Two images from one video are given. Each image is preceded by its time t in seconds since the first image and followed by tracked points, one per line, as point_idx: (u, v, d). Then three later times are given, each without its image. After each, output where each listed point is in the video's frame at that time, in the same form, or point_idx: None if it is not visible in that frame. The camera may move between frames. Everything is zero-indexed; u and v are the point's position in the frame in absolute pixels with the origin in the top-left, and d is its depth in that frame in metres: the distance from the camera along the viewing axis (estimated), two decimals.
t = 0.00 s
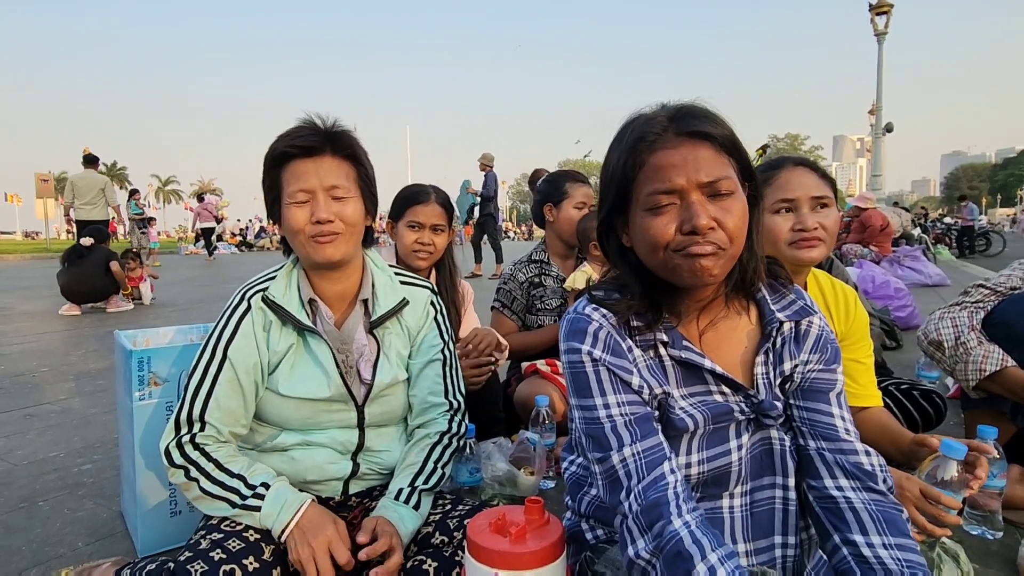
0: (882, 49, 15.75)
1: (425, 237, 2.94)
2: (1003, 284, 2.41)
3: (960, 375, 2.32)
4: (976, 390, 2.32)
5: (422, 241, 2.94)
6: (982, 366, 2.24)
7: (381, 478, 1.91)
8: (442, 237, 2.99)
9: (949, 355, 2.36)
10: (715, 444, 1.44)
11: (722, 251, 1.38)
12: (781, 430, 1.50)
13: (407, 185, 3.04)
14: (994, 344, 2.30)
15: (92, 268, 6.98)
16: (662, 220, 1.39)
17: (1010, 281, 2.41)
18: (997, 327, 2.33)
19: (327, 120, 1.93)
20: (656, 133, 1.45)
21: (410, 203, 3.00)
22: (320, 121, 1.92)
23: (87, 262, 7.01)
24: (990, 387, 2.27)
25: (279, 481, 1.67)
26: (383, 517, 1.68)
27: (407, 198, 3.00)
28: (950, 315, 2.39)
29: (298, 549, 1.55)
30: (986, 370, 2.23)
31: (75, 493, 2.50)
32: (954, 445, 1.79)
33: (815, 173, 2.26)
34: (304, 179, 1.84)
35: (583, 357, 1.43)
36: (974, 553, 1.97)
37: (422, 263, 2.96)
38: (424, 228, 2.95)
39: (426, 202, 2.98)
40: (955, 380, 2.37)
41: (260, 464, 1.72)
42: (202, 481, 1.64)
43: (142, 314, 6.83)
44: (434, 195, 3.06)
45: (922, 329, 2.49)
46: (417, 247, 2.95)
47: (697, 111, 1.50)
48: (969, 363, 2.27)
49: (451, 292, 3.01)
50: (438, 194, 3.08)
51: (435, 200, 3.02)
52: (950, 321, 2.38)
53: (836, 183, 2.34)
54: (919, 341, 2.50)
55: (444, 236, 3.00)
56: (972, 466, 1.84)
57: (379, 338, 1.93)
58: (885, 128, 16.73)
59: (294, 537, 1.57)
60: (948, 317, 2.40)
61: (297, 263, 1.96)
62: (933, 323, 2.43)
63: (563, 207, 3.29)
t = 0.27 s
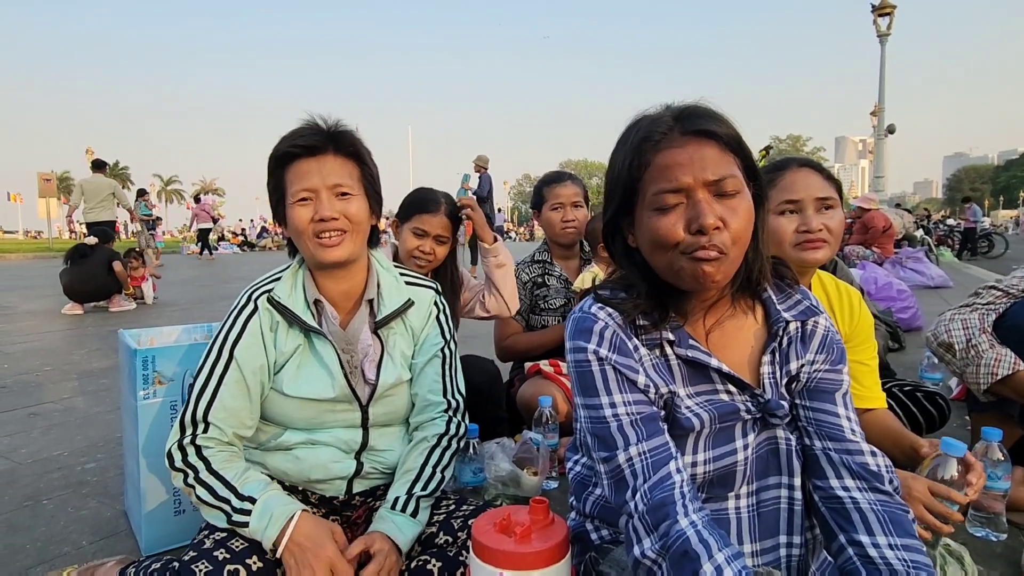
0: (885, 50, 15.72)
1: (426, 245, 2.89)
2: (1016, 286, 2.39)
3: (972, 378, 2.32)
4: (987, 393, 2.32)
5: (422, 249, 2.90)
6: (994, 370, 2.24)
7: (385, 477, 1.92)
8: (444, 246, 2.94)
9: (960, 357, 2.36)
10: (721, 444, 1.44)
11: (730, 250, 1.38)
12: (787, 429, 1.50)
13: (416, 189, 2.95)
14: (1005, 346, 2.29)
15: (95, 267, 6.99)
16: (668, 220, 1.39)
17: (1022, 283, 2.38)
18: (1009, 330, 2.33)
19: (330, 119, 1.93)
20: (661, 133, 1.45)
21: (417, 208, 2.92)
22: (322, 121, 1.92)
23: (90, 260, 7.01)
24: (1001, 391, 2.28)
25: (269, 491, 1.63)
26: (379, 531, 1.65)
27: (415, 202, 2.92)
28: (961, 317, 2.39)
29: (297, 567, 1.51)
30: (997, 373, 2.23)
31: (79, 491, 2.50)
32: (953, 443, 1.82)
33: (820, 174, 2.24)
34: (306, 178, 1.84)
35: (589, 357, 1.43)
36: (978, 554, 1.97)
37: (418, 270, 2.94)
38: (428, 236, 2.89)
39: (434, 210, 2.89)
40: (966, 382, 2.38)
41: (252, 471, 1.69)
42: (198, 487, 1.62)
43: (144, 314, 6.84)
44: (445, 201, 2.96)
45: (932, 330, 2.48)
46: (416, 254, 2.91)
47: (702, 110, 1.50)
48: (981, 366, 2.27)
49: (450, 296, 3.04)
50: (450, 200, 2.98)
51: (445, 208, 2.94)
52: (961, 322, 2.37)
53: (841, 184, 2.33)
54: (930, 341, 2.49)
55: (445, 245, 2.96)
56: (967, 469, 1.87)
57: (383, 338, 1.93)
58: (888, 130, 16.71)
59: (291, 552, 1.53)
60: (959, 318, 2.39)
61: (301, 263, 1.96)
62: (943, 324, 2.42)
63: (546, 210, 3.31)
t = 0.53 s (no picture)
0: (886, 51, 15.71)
1: (423, 245, 2.89)
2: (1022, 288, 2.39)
3: (978, 381, 2.33)
4: (993, 396, 2.33)
5: (419, 249, 2.90)
6: (1001, 372, 2.24)
7: (388, 477, 1.92)
8: (440, 246, 2.94)
9: (966, 360, 2.36)
10: (725, 444, 1.44)
11: (736, 249, 1.37)
12: (790, 430, 1.51)
13: (415, 190, 2.94)
14: (1011, 349, 2.29)
15: (97, 265, 7.01)
16: (672, 221, 1.39)
17: None
18: (1014, 333, 2.34)
19: (332, 121, 1.94)
20: (665, 134, 1.46)
21: (415, 209, 2.92)
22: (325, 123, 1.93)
23: (92, 260, 7.03)
24: (1007, 393, 2.29)
25: (275, 496, 1.60)
26: (380, 535, 1.65)
27: (413, 202, 2.90)
28: (967, 319, 2.38)
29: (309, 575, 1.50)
30: (1004, 376, 2.24)
31: (82, 490, 2.51)
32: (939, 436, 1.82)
33: (802, 178, 2.30)
34: (308, 179, 1.85)
35: (593, 357, 1.43)
36: (980, 556, 1.97)
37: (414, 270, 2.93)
38: (425, 236, 2.89)
39: (430, 210, 2.89)
40: (971, 385, 2.38)
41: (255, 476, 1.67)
42: (198, 491, 1.61)
43: (146, 313, 6.85)
44: (443, 202, 2.95)
45: (937, 332, 2.47)
46: (412, 253, 2.91)
47: (706, 113, 1.51)
48: (987, 368, 2.28)
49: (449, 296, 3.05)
50: (448, 200, 2.96)
51: (441, 208, 2.92)
52: (967, 325, 2.36)
53: (835, 186, 2.32)
54: (935, 343, 2.49)
55: (444, 246, 2.94)
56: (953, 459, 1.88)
57: (386, 338, 1.93)
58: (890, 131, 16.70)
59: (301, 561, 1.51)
60: (965, 320, 2.38)
61: (304, 265, 1.96)
62: (949, 327, 2.42)
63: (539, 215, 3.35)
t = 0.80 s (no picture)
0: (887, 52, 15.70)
1: (426, 243, 2.89)
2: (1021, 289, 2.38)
3: (977, 382, 2.33)
4: (992, 398, 2.34)
5: (422, 247, 2.90)
6: (1000, 374, 2.25)
7: (388, 477, 1.92)
8: (444, 244, 2.94)
9: (965, 361, 2.36)
10: (723, 441, 1.44)
11: (726, 251, 1.38)
12: (787, 428, 1.51)
13: (417, 189, 2.95)
14: (1010, 350, 2.29)
15: (98, 265, 7.02)
16: (666, 221, 1.40)
17: None
18: (1013, 334, 2.34)
19: (333, 122, 1.94)
20: (664, 135, 1.46)
21: (417, 208, 2.92)
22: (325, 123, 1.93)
23: (92, 259, 7.03)
24: (1006, 395, 2.29)
25: (275, 496, 1.61)
26: (383, 535, 1.65)
27: (416, 202, 2.92)
28: (967, 321, 2.37)
29: (310, 575, 1.50)
30: (1003, 378, 2.25)
31: (82, 489, 2.51)
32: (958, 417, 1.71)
33: (790, 180, 2.32)
34: (306, 180, 1.85)
35: (592, 353, 1.43)
36: (979, 558, 1.97)
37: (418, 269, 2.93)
38: (427, 234, 2.89)
39: (433, 208, 2.89)
40: (971, 387, 2.39)
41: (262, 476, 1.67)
42: (205, 490, 1.61)
43: (147, 313, 6.85)
44: (446, 201, 2.95)
45: (937, 334, 2.47)
46: (415, 252, 2.91)
47: (708, 115, 1.51)
48: (987, 370, 2.28)
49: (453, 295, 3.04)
50: (451, 200, 2.97)
51: (444, 207, 2.93)
52: (967, 326, 2.36)
53: (822, 187, 2.35)
54: (934, 344, 2.49)
55: (446, 244, 2.94)
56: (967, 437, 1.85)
57: (386, 337, 1.94)
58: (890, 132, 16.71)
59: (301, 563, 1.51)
60: (964, 322, 2.38)
61: (303, 264, 1.97)
62: (947, 328, 2.41)
63: (538, 216, 3.35)
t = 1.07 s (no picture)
0: (887, 54, 15.70)
1: (427, 240, 2.89)
2: (1017, 291, 2.38)
3: (972, 383, 2.33)
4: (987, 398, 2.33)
5: (424, 244, 2.90)
6: (995, 374, 2.25)
7: (388, 477, 1.92)
8: (445, 241, 2.93)
9: (961, 362, 2.36)
10: (717, 435, 1.44)
11: (717, 249, 1.39)
12: (780, 423, 1.51)
13: (418, 188, 2.96)
14: (1005, 351, 2.30)
15: (98, 265, 7.02)
16: (661, 220, 1.40)
17: None
18: (1009, 335, 2.34)
19: (334, 123, 1.94)
20: (663, 135, 1.46)
21: (419, 206, 2.93)
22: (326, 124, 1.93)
23: (92, 259, 7.03)
24: (1001, 395, 2.29)
25: (275, 496, 1.61)
26: (383, 535, 1.65)
27: (417, 200, 2.93)
28: (962, 322, 2.39)
29: None
30: (998, 378, 2.24)
31: (82, 489, 2.51)
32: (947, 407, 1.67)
33: (800, 178, 2.27)
34: (306, 179, 1.85)
35: (589, 346, 1.43)
36: (978, 560, 1.97)
37: (419, 265, 2.93)
38: (428, 230, 2.89)
39: (435, 206, 2.90)
40: (966, 387, 2.38)
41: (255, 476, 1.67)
42: (197, 491, 1.61)
43: (146, 313, 6.85)
44: (448, 199, 2.96)
45: (933, 335, 2.47)
46: (417, 249, 2.91)
47: (708, 117, 1.51)
48: (982, 370, 2.28)
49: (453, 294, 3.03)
50: (453, 198, 2.98)
51: (446, 205, 2.93)
52: (962, 327, 2.37)
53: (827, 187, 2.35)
54: (930, 345, 2.49)
55: (447, 241, 2.94)
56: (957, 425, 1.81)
57: (386, 338, 1.94)
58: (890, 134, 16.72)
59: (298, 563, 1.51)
60: (960, 323, 2.39)
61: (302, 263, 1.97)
62: (943, 329, 2.42)
63: (538, 218, 3.36)
